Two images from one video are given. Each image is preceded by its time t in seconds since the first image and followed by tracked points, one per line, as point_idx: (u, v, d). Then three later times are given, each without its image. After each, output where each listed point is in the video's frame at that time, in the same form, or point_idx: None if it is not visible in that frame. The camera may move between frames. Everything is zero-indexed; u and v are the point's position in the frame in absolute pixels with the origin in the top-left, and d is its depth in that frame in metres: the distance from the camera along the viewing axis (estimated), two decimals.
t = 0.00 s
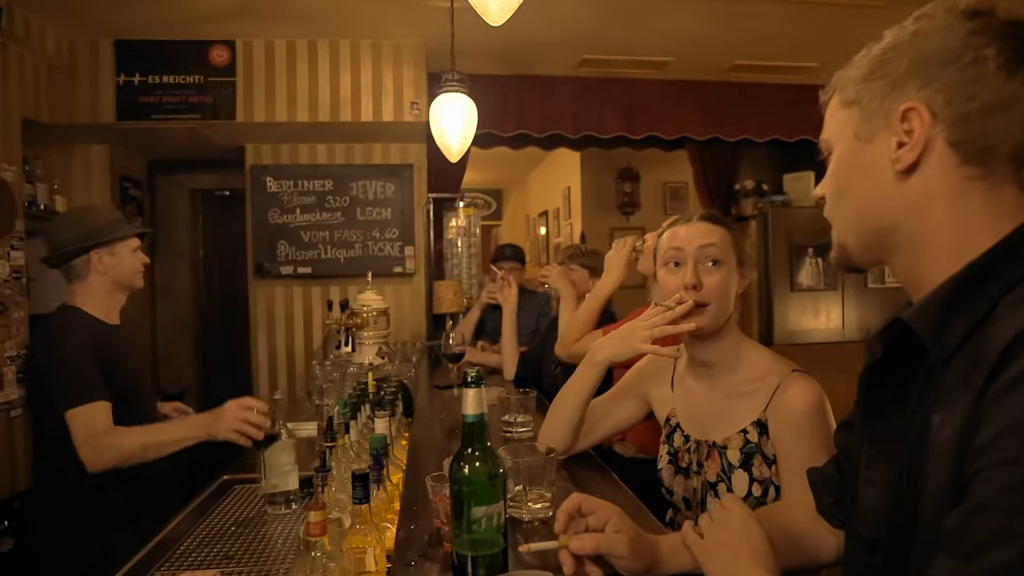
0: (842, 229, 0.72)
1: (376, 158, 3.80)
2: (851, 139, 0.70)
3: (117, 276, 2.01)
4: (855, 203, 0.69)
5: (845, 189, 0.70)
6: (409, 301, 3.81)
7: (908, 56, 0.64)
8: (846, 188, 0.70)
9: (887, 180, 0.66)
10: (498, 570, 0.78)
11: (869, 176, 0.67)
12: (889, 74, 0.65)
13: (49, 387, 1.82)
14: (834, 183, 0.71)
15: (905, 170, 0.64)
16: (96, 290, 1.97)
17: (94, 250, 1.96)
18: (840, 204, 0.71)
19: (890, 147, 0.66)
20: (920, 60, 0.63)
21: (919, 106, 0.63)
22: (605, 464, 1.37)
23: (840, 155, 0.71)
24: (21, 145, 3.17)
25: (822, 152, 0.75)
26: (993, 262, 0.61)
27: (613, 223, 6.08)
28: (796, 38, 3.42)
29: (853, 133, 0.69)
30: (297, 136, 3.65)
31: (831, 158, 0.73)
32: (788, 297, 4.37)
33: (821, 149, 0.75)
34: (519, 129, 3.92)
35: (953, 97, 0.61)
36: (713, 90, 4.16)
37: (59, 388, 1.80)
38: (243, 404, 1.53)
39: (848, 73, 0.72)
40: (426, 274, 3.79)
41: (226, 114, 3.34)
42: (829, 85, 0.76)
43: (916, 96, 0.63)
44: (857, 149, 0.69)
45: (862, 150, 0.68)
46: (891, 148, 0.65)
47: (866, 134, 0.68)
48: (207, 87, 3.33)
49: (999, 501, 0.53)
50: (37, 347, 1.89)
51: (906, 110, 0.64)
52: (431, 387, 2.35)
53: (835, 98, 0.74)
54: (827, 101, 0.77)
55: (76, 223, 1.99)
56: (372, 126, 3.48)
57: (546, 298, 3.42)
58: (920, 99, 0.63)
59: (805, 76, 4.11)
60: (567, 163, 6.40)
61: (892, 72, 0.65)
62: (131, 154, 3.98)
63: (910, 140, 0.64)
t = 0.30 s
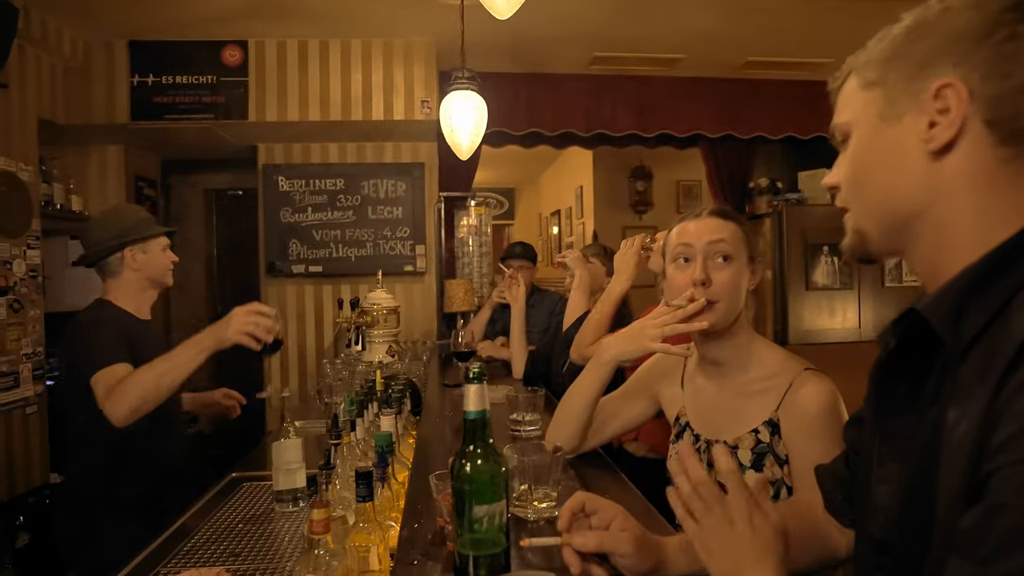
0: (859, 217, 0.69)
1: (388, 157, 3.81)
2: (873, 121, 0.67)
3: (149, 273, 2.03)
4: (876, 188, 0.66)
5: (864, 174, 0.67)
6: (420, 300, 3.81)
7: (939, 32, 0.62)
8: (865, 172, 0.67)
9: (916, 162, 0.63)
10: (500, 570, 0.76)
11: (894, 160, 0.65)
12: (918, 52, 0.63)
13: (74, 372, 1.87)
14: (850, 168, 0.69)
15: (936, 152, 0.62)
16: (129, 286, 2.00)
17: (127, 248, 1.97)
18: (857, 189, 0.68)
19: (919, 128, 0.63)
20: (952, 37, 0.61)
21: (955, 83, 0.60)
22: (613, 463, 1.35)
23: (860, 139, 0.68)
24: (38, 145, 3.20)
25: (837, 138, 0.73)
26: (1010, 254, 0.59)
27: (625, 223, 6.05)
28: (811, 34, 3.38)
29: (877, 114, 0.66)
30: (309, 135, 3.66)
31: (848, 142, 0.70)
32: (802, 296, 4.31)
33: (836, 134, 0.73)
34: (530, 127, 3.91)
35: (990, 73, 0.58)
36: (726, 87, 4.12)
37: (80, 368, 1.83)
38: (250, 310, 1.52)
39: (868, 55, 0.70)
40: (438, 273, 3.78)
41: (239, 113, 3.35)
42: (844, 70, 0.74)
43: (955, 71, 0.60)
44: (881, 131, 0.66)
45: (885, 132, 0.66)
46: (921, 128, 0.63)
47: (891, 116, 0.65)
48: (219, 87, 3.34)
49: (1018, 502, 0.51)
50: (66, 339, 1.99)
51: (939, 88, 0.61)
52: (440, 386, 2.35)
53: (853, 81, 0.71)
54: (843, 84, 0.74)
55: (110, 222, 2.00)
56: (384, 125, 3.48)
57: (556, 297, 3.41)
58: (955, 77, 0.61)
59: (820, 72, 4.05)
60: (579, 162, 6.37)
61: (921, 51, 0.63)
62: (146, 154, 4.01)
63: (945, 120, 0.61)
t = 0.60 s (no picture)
0: (857, 223, 0.67)
1: (396, 156, 3.82)
2: (865, 121, 0.65)
3: (184, 274, 2.10)
4: (876, 195, 0.65)
5: (861, 181, 0.65)
6: (429, 300, 3.82)
7: (929, 26, 0.60)
8: (861, 176, 0.65)
9: (915, 164, 0.62)
10: (491, 568, 0.76)
11: (892, 162, 0.63)
12: (909, 49, 0.62)
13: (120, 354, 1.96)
14: (844, 173, 0.67)
15: (937, 154, 0.61)
16: (166, 285, 2.08)
17: (163, 251, 2.06)
18: (854, 193, 0.66)
19: (918, 129, 0.62)
20: (944, 32, 0.59)
21: (952, 81, 0.59)
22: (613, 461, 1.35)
23: (852, 142, 0.66)
24: (51, 146, 3.25)
25: (822, 140, 0.71)
26: (1011, 247, 0.58)
27: (636, 222, 6.03)
28: (822, 30, 3.35)
29: (870, 114, 0.64)
30: (319, 135, 3.69)
31: (838, 144, 0.68)
32: (814, 295, 4.28)
33: (819, 135, 0.71)
34: (539, 126, 3.90)
35: (985, 68, 0.57)
36: (735, 85, 4.09)
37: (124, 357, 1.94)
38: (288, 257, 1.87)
39: (849, 52, 0.68)
40: (446, 272, 3.79)
41: (248, 113, 3.37)
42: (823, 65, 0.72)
43: (952, 69, 0.59)
44: (877, 133, 0.64)
45: (880, 133, 0.64)
46: (919, 128, 0.61)
47: (885, 117, 0.63)
48: (229, 87, 3.37)
49: (1013, 499, 0.50)
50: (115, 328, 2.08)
51: (937, 87, 0.60)
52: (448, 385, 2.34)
53: (834, 77, 0.69)
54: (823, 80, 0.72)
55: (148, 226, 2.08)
56: (392, 124, 3.49)
57: (565, 296, 3.41)
58: (951, 76, 0.59)
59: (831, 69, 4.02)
60: (590, 161, 6.35)
61: (910, 51, 0.62)
62: (158, 155, 4.05)
63: (944, 119, 0.60)
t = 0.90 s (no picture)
0: (859, 230, 0.64)
1: (401, 156, 3.83)
2: (858, 125, 0.62)
3: (214, 273, 2.15)
4: (882, 200, 0.62)
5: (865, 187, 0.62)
6: (433, 300, 3.82)
7: (913, 24, 0.59)
8: (862, 182, 0.62)
9: (917, 164, 0.60)
10: (477, 568, 0.76)
11: (894, 164, 0.61)
12: (894, 48, 0.60)
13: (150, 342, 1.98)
14: (839, 181, 0.64)
15: (938, 152, 0.59)
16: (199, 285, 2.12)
17: (193, 252, 2.11)
18: (859, 205, 0.63)
19: (915, 128, 0.59)
20: (931, 29, 0.58)
21: (948, 77, 0.57)
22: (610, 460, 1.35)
23: (848, 147, 0.63)
24: (59, 148, 3.28)
25: (809, 150, 0.68)
26: (1009, 240, 0.57)
27: (643, 221, 6.01)
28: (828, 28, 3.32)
29: (861, 116, 0.62)
30: (324, 136, 3.70)
31: (829, 152, 0.65)
32: (821, 295, 4.32)
33: (803, 143, 0.68)
34: (543, 126, 3.89)
35: (974, 63, 0.57)
36: (741, 83, 4.07)
37: (155, 347, 1.97)
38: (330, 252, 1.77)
39: (823, 56, 0.65)
40: (451, 272, 3.79)
41: (253, 114, 3.39)
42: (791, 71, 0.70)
43: (942, 66, 0.58)
44: (873, 136, 0.61)
45: (877, 135, 0.61)
46: (917, 127, 0.59)
47: (879, 118, 0.61)
48: (234, 88, 3.39)
49: (999, 499, 0.49)
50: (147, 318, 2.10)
51: (932, 83, 0.58)
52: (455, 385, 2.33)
53: (812, 82, 0.66)
54: (796, 86, 0.69)
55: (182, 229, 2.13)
56: (396, 124, 3.50)
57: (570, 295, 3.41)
58: (945, 70, 0.58)
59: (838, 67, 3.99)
60: (596, 160, 6.34)
61: (897, 50, 0.60)
62: (165, 156, 4.08)
63: (942, 117, 0.58)
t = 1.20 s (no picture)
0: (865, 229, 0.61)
1: (404, 156, 3.84)
2: (859, 119, 0.59)
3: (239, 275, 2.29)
4: (889, 196, 0.59)
5: (871, 182, 0.59)
6: (437, 300, 3.83)
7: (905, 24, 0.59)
8: (870, 178, 0.59)
9: (923, 157, 0.58)
10: (464, 567, 0.77)
11: (901, 157, 0.58)
12: (888, 41, 0.59)
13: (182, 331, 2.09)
14: (843, 178, 0.60)
15: (942, 144, 0.57)
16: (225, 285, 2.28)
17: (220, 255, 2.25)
18: (866, 205, 0.60)
19: (920, 121, 0.58)
20: (922, 27, 0.58)
21: (949, 67, 0.57)
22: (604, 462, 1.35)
23: (848, 142, 0.60)
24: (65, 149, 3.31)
25: (798, 151, 0.64)
26: (1002, 239, 0.57)
27: (648, 221, 6.00)
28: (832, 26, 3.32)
29: (862, 108, 0.59)
30: (329, 136, 3.72)
31: (822, 150, 0.62)
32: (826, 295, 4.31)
33: (791, 145, 0.64)
34: (547, 125, 3.89)
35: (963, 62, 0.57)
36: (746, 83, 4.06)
37: (188, 334, 2.07)
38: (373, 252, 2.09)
39: (806, 55, 0.62)
40: (454, 273, 3.80)
41: (257, 115, 3.41)
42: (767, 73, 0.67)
43: (941, 57, 0.57)
44: (876, 129, 0.59)
45: (881, 128, 0.58)
46: (922, 119, 0.57)
47: (883, 110, 0.58)
48: (239, 89, 3.41)
49: (980, 501, 0.49)
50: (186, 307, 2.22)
51: (933, 75, 0.57)
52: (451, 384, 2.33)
53: (795, 81, 0.63)
54: (775, 88, 0.65)
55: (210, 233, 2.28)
56: (399, 125, 3.51)
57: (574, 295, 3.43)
58: (945, 61, 0.57)
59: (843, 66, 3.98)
60: (601, 160, 6.33)
61: (893, 44, 0.58)
62: (172, 157, 4.10)
63: (946, 108, 0.57)
